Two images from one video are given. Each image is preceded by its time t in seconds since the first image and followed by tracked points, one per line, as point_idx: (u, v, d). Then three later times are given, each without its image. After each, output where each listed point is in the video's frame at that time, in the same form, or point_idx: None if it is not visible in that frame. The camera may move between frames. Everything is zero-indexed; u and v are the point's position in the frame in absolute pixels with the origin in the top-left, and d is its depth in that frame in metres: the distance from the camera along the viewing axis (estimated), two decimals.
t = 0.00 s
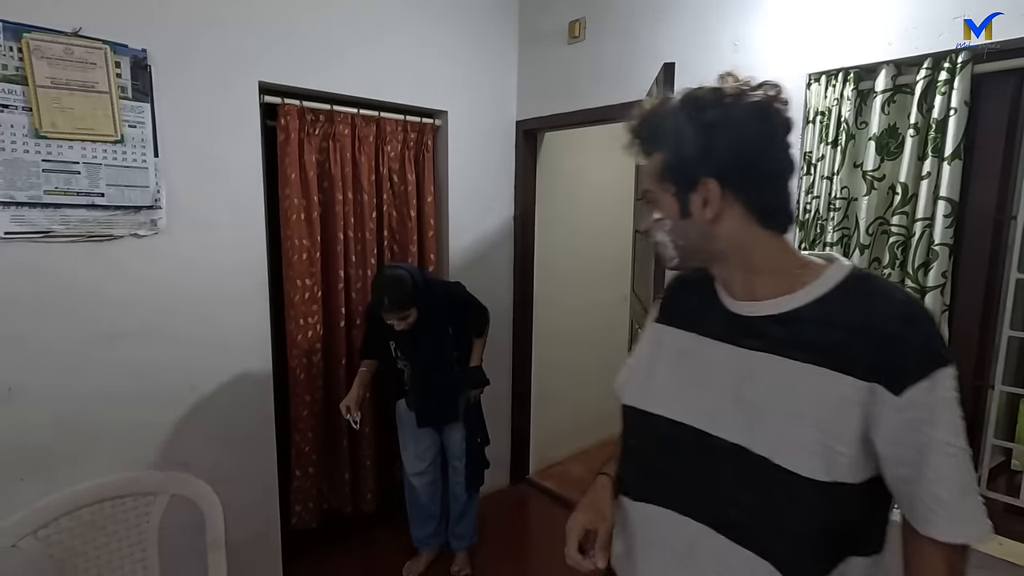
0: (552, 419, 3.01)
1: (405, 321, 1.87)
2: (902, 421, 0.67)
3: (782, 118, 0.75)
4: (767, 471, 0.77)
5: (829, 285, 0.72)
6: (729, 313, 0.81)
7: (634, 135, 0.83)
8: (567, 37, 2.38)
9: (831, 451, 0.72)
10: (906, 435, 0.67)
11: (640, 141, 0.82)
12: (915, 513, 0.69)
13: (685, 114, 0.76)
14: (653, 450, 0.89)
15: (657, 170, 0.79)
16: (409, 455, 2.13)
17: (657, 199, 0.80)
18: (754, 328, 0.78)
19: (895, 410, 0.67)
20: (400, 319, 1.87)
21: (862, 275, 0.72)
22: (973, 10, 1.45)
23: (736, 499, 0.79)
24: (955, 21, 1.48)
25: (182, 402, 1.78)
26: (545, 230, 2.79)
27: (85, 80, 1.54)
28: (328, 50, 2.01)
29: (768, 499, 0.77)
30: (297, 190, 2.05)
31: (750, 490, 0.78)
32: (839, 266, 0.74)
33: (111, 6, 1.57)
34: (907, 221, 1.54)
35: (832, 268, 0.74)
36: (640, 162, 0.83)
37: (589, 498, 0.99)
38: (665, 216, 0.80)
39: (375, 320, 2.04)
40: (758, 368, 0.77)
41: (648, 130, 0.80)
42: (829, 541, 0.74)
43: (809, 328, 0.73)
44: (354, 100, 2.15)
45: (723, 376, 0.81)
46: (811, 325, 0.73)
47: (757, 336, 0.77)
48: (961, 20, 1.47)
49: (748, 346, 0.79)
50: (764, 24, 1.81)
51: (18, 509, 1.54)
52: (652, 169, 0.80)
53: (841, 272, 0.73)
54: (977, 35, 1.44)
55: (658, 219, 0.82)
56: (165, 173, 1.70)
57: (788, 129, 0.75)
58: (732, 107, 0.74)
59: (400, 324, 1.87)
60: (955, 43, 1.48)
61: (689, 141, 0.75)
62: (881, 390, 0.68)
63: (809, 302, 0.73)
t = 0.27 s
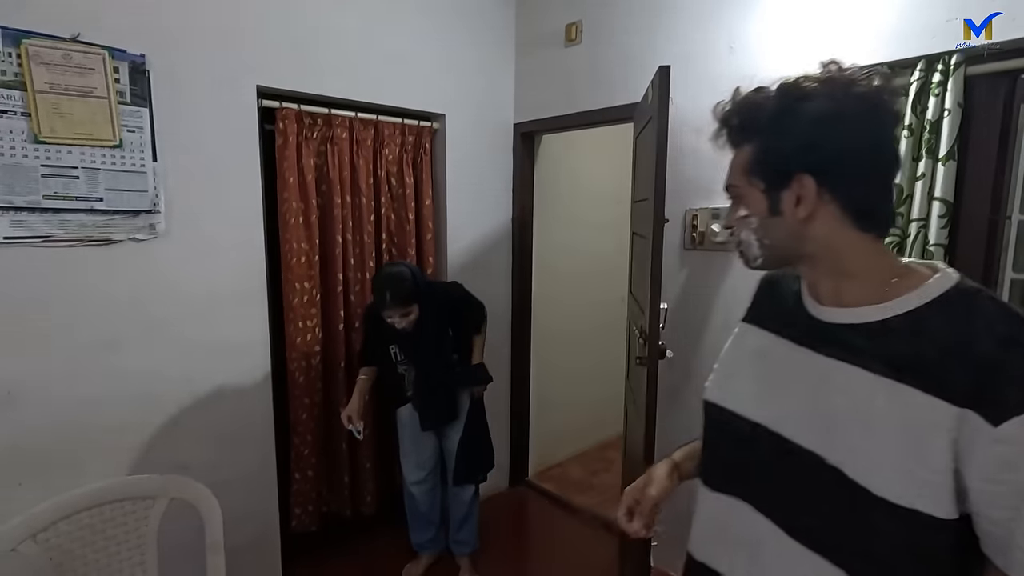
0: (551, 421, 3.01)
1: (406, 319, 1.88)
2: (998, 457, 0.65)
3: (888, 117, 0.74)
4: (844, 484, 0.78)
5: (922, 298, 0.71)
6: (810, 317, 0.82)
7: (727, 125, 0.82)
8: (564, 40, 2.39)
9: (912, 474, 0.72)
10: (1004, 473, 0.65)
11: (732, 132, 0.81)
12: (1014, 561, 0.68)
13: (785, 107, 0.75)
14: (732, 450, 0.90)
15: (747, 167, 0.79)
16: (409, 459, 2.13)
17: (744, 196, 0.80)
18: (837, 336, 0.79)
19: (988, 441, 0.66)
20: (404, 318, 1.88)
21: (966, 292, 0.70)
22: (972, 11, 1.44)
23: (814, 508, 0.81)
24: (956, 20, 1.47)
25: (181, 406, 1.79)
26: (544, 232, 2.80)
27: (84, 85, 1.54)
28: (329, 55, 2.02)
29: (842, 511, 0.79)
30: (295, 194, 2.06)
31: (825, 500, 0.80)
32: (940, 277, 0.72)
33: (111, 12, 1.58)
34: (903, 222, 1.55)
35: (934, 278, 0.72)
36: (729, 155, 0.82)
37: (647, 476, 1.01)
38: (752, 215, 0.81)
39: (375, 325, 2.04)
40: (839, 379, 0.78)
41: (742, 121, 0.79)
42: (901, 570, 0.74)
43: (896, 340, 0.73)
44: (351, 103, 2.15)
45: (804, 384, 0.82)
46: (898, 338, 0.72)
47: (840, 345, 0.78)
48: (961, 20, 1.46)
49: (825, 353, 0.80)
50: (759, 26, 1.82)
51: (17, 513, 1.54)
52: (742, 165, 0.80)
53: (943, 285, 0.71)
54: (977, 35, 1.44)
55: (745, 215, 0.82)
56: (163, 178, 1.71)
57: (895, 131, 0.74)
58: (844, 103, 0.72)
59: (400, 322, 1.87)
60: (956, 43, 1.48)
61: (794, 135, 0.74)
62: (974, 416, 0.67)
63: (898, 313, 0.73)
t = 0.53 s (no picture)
0: (548, 423, 3.02)
1: (422, 303, 1.89)
2: (1017, 471, 0.71)
3: (928, 119, 0.77)
4: (860, 487, 0.83)
5: (951, 309, 0.76)
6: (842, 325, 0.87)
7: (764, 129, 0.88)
8: (559, 42, 2.40)
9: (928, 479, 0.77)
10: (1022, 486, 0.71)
11: (772, 134, 0.87)
12: None
13: (828, 111, 0.80)
14: (753, 446, 0.97)
15: (781, 173, 0.86)
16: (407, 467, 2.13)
17: (779, 199, 0.87)
18: (865, 344, 0.84)
19: (1010, 458, 0.71)
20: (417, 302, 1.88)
21: (997, 306, 0.74)
22: (972, 11, 1.46)
23: (826, 511, 0.87)
24: (956, 20, 1.49)
25: (176, 408, 1.79)
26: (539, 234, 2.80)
27: (78, 86, 1.54)
28: (326, 57, 2.03)
29: (856, 513, 0.84)
30: (291, 196, 2.06)
31: (840, 502, 0.85)
32: (972, 288, 0.76)
33: (106, 14, 1.58)
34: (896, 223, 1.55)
35: (966, 290, 0.77)
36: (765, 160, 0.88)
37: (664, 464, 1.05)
38: (785, 219, 0.87)
39: (378, 323, 2.02)
40: (861, 385, 0.83)
41: (782, 124, 0.85)
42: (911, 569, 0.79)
43: (925, 351, 0.77)
44: (346, 105, 2.15)
45: (827, 388, 0.87)
46: (926, 350, 0.77)
47: (868, 354, 0.83)
48: (961, 20, 1.48)
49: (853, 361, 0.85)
50: (752, 28, 1.83)
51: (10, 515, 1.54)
52: (778, 171, 0.86)
53: (976, 297, 0.75)
54: (977, 35, 1.46)
55: (780, 220, 0.88)
56: (158, 179, 1.71)
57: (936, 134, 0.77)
58: (885, 108, 0.77)
59: (417, 306, 1.87)
60: (955, 44, 1.49)
61: (832, 141, 0.79)
62: (998, 431, 0.72)
63: (927, 322, 0.78)
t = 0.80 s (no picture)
0: (544, 423, 3.02)
1: (461, 292, 1.77)
2: (1005, 468, 0.71)
3: (923, 126, 0.78)
4: (847, 484, 0.84)
5: (944, 311, 0.76)
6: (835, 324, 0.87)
7: (762, 132, 0.88)
8: (555, 43, 2.40)
9: (915, 477, 0.78)
10: (1009, 483, 0.72)
11: (767, 138, 0.87)
12: (1014, 562, 0.73)
13: (827, 115, 0.80)
14: (742, 445, 0.98)
15: (778, 176, 0.85)
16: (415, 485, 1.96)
17: (775, 203, 0.86)
18: (857, 345, 0.84)
19: (999, 456, 0.72)
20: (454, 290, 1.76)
21: (989, 309, 0.75)
22: (972, 10, 1.45)
23: (813, 509, 0.88)
24: (955, 20, 1.48)
25: (171, 409, 1.79)
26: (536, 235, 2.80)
27: (72, 87, 1.54)
28: (320, 58, 2.03)
29: (842, 510, 0.85)
30: (286, 197, 2.06)
31: (826, 499, 0.86)
32: (963, 291, 0.77)
33: (100, 15, 1.58)
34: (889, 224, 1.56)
35: (956, 292, 0.77)
36: (760, 163, 0.88)
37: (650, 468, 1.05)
38: (781, 223, 0.86)
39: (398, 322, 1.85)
40: (851, 385, 0.84)
41: (777, 129, 0.85)
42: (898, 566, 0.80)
43: (917, 352, 0.78)
44: (341, 106, 2.15)
45: (817, 388, 0.88)
46: (917, 349, 0.78)
47: (860, 354, 0.83)
48: (961, 20, 1.47)
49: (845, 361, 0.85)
50: (747, 29, 1.84)
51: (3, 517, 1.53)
52: (773, 174, 0.86)
53: (968, 300, 0.76)
54: (976, 36, 1.45)
55: (776, 224, 0.87)
56: (152, 180, 1.70)
57: (929, 140, 0.78)
58: (884, 114, 0.77)
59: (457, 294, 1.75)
60: (955, 43, 1.48)
61: (831, 147, 0.79)
62: (988, 430, 0.72)
63: (919, 324, 0.78)
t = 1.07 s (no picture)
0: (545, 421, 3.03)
1: (487, 275, 1.57)
2: (968, 447, 0.72)
3: (901, 124, 0.79)
4: (826, 468, 0.85)
5: (916, 300, 0.77)
6: (809, 313, 0.87)
7: (747, 127, 0.88)
8: (556, 40, 2.40)
9: (888, 458, 0.79)
10: (971, 461, 0.72)
11: (750, 134, 0.87)
12: (973, 537, 0.74)
13: (809, 112, 0.80)
14: (724, 434, 0.98)
15: (762, 170, 0.85)
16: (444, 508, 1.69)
17: (759, 196, 0.86)
18: (830, 331, 0.85)
19: (961, 435, 0.73)
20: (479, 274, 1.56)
21: (958, 298, 0.75)
22: (972, 11, 1.45)
23: (796, 493, 0.89)
24: (955, 21, 1.48)
25: (172, 405, 1.78)
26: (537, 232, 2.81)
27: (74, 83, 1.54)
28: (321, 55, 2.02)
29: (823, 494, 0.86)
30: (287, 194, 2.06)
31: (808, 483, 0.87)
32: (934, 283, 0.78)
33: (101, 10, 1.57)
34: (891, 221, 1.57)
35: (927, 283, 0.78)
36: (745, 157, 0.88)
37: (634, 460, 1.05)
38: (764, 216, 0.86)
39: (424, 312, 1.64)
40: (827, 371, 0.84)
41: (760, 124, 0.85)
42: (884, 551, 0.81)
43: (889, 339, 0.78)
44: (343, 103, 2.15)
45: (793, 375, 0.89)
46: (890, 336, 0.78)
47: (834, 340, 0.84)
48: (960, 20, 1.47)
49: (818, 347, 0.86)
50: (748, 27, 1.84)
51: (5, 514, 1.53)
52: (757, 168, 0.86)
53: (938, 290, 0.76)
54: (976, 36, 1.44)
55: (760, 217, 0.87)
56: (154, 176, 1.70)
57: (907, 138, 0.79)
58: (865, 113, 0.78)
59: (484, 277, 1.56)
60: (955, 43, 1.47)
61: (813, 143, 0.80)
62: (954, 412, 0.73)
63: (891, 313, 0.78)
